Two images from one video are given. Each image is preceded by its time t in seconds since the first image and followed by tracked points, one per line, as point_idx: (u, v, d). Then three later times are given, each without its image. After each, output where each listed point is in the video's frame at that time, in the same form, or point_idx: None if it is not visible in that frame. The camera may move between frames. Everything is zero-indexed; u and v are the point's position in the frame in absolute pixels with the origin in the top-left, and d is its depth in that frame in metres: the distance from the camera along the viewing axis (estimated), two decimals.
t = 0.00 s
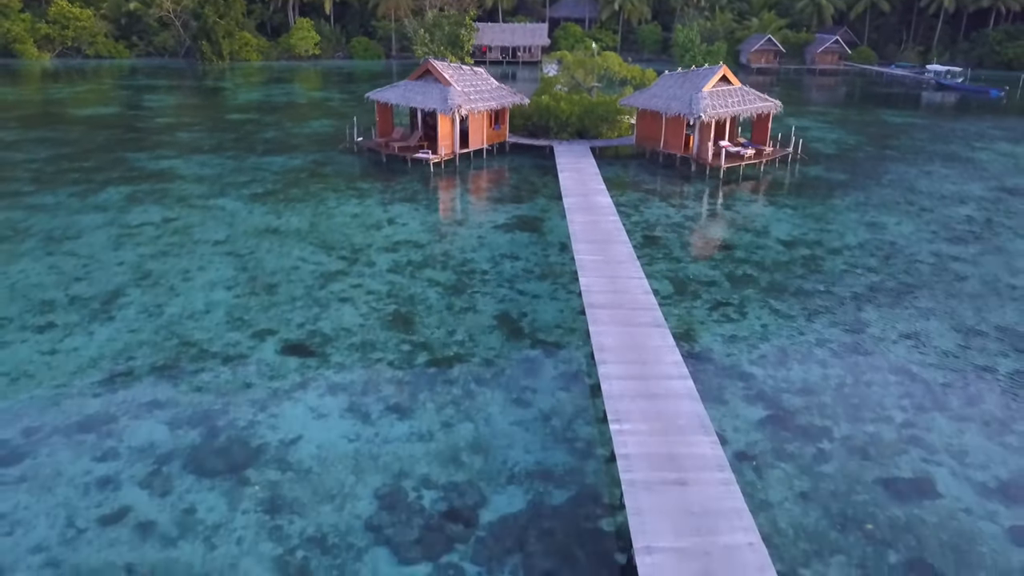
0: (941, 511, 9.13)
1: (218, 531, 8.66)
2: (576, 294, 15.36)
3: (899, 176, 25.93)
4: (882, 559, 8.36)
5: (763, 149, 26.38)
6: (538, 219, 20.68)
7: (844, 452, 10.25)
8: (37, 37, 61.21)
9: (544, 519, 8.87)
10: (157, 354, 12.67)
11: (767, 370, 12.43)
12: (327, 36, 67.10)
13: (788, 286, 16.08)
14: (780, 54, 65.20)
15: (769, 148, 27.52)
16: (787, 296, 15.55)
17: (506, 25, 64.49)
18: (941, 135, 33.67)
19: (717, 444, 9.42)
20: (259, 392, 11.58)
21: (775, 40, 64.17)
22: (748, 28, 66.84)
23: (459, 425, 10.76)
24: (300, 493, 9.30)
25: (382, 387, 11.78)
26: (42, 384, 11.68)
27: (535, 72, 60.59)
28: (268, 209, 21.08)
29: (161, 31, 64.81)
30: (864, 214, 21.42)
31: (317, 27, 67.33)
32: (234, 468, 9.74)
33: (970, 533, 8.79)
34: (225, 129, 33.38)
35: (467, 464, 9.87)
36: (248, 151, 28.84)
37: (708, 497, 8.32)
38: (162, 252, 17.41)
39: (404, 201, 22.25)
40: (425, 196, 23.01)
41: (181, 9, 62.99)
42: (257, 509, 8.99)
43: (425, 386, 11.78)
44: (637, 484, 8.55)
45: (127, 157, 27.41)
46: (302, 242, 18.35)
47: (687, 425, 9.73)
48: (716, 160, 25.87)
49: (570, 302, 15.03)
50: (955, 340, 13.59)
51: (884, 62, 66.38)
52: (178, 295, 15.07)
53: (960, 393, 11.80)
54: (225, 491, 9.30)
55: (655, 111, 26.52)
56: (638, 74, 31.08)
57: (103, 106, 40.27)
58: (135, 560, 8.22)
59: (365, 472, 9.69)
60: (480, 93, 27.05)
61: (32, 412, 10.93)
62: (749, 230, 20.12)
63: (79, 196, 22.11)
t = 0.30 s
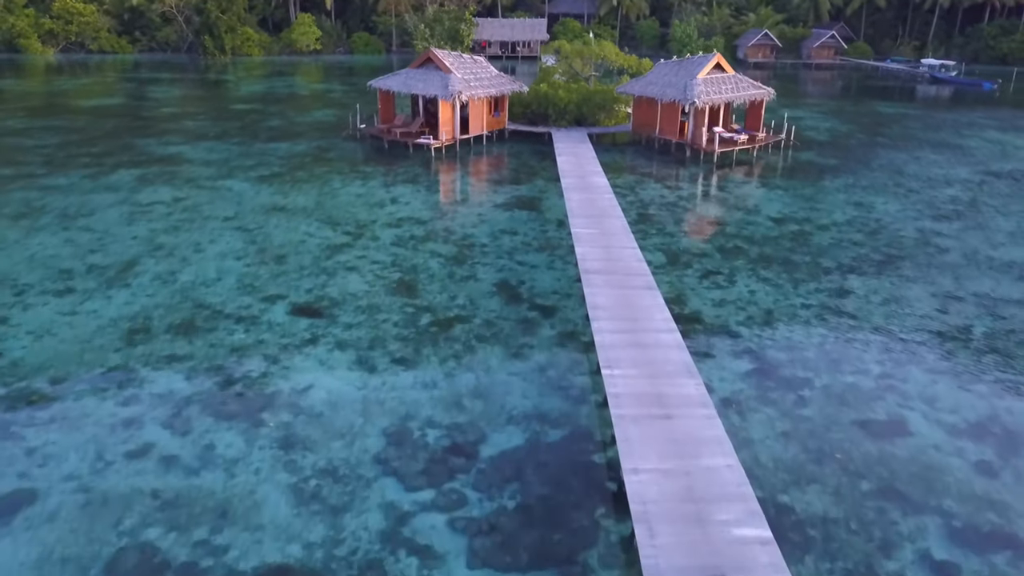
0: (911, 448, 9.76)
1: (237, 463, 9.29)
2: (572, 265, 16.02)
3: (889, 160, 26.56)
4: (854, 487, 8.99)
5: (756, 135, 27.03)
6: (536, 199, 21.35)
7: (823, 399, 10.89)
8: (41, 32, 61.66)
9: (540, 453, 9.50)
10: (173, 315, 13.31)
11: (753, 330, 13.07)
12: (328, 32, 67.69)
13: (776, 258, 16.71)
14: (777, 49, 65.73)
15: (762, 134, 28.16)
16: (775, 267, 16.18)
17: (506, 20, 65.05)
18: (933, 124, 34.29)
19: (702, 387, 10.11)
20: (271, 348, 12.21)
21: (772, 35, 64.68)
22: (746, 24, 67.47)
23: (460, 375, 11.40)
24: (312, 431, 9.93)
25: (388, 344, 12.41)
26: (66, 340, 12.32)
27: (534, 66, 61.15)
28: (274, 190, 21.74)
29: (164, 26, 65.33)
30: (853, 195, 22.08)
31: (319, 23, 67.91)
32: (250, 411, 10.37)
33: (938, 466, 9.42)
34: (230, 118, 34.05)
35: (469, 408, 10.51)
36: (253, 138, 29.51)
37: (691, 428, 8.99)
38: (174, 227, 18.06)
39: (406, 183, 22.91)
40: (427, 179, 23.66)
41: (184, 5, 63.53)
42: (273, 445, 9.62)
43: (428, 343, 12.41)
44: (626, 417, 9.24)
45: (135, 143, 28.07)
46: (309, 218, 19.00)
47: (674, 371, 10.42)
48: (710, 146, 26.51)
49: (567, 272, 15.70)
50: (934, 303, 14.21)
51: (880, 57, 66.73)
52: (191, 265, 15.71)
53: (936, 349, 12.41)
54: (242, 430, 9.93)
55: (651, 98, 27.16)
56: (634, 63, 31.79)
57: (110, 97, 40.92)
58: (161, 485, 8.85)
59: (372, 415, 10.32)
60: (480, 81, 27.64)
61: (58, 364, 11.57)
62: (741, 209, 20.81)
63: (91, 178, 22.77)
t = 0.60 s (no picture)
0: (884, 391, 10.45)
1: (254, 402, 9.97)
2: (569, 237, 16.71)
3: (879, 146, 27.21)
4: (829, 423, 9.68)
5: (749, 122, 27.67)
6: (534, 180, 22.05)
7: (803, 350, 11.59)
8: (45, 27, 62.04)
9: (537, 395, 10.20)
10: (189, 279, 14.00)
11: (740, 293, 13.75)
12: (329, 27, 68.28)
13: (764, 232, 17.42)
14: (773, 44, 66.26)
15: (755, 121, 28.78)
16: (763, 239, 16.88)
17: (505, 15, 65.62)
18: (924, 114, 34.93)
19: (688, 336, 10.85)
20: (283, 307, 12.90)
21: (769, 30, 65.20)
22: (742, 20, 67.60)
23: (462, 330, 12.10)
24: (323, 376, 10.63)
25: (393, 304, 13.11)
26: (89, 299, 13.01)
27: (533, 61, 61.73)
28: (281, 171, 22.44)
29: (166, 21, 65.80)
30: (842, 177, 22.75)
31: (320, 18, 68.50)
32: (265, 360, 11.07)
33: (908, 405, 10.10)
34: (235, 107, 34.74)
35: (470, 358, 11.21)
36: (259, 125, 30.21)
37: (676, 369, 9.73)
38: (185, 204, 18.75)
39: (409, 166, 23.60)
40: (428, 162, 24.35)
41: None
42: (287, 388, 10.31)
43: (431, 304, 13.11)
44: (615, 360, 9.99)
45: (143, 130, 28.77)
46: (315, 196, 19.70)
47: (662, 322, 11.17)
48: (703, 132, 27.17)
49: (564, 243, 16.40)
50: (913, 270, 14.91)
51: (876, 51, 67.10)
52: (204, 236, 16.41)
53: (912, 309, 13.11)
54: (258, 375, 10.63)
55: (646, 85, 27.81)
56: (630, 53, 32.49)
57: (116, 89, 41.58)
58: (185, 421, 9.54)
59: (379, 363, 11.02)
60: (480, 69, 28.28)
61: (83, 320, 12.26)
62: (733, 190, 21.51)
63: (103, 160, 23.47)
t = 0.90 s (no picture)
0: (858, 339, 11.18)
1: (270, 348, 10.70)
2: (566, 210, 17.46)
3: (868, 131, 27.93)
4: (805, 365, 10.42)
5: (741, 109, 28.39)
6: (533, 161, 22.81)
7: (784, 306, 12.34)
8: (50, 23, 62.11)
9: (534, 343, 10.94)
10: (204, 246, 14.73)
11: (727, 258, 14.48)
12: (331, 22, 68.82)
13: (753, 208, 18.16)
14: (770, 39, 66.82)
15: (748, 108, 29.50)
16: (751, 213, 17.61)
17: (505, 10, 66.18)
18: (914, 103, 35.62)
19: (674, 291, 11.63)
20: (294, 269, 13.63)
21: (765, 25, 65.75)
22: (739, 14, 68.87)
23: (464, 289, 12.84)
24: (334, 327, 11.37)
25: (398, 267, 13.85)
26: (110, 263, 13.75)
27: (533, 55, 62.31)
28: (287, 153, 23.20)
29: (170, 17, 66.13)
30: (830, 159, 23.49)
31: (321, 14, 69.04)
32: (279, 313, 11.80)
33: (879, 351, 10.84)
34: (241, 96, 35.47)
35: (471, 312, 11.96)
36: (264, 113, 30.95)
37: (661, 316, 10.54)
38: (196, 182, 19.50)
39: (410, 149, 24.34)
40: (429, 146, 25.09)
41: None
42: (301, 336, 11.05)
43: (434, 267, 13.86)
44: (605, 309, 10.77)
45: (152, 117, 29.50)
46: (321, 175, 20.46)
47: (650, 278, 11.96)
48: (697, 119, 27.89)
49: (560, 216, 17.15)
50: (892, 239, 15.66)
51: (871, 45, 67.68)
52: (216, 209, 17.16)
53: (889, 271, 13.84)
54: (273, 325, 11.37)
55: (642, 73, 28.52)
56: (627, 43, 33.16)
57: (122, 80, 42.24)
58: (207, 363, 10.27)
59: (386, 316, 11.75)
60: (480, 57, 28.96)
61: (106, 279, 13.00)
62: (724, 172, 22.29)
63: (114, 143, 24.22)
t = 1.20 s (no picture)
0: (834, 291, 11.95)
1: (285, 296, 11.49)
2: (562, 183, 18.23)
3: (857, 116, 28.65)
4: (783, 312, 11.19)
5: (734, 95, 29.12)
6: (531, 142, 23.59)
7: (766, 264, 13.11)
8: (54, 16, 62.28)
9: (530, 293, 11.71)
10: (219, 213, 15.50)
11: (715, 224, 15.25)
12: (332, 16, 69.27)
13: (741, 183, 18.93)
14: (766, 33, 67.28)
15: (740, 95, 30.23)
16: (739, 187, 18.39)
17: (504, 5, 66.70)
18: (905, 93, 36.28)
19: (662, 249, 12.45)
20: (304, 233, 14.41)
21: (762, 19, 66.13)
22: (736, 9, 69.53)
23: (465, 249, 13.62)
24: (344, 280, 12.14)
25: (402, 231, 14.62)
26: (131, 226, 14.54)
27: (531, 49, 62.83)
28: (293, 135, 23.98)
29: (172, 11, 66.18)
30: (819, 141, 24.23)
31: (323, 8, 69.49)
32: (291, 268, 12.57)
33: (852, 299, 11.62)
34: (245, 85, 36.25)
35: (472, 268, 12.74)
36: (269, 100, 31.72)
37: (648, 266, 11.37)
38: (207, 159, 20.28)
39: (412, 132, 25.11)
40: (430, 129, 25.86)
41: None
42: (313, 287, 11.84)
43: (437, 231, 14.64)
44: (596, 261, 11.60)
45: (160, 103, 30.26)
46: (326, 154, 21.25)
47: (639, 236, 12.80)
48: (691, 104, 28.61)
49: (557, 189, 17.93)
50: (872, 208, 16.41)
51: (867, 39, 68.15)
52: (227, 182, 17.94)
53: (867, 236, 14.59)
54: (286, 278, 12.15)
55: (637, 61, 29.23)
56: (623, 32, 33.88)
57: (128, 72, 42.94)
58: (226, 309, 11.05)
59: (393, 272, 12.52)
60: (479, 45, 29.65)
61: (128, 241, 13.79)
62: (715, 152, 23.07)
63: (125, 125, 24.99)
